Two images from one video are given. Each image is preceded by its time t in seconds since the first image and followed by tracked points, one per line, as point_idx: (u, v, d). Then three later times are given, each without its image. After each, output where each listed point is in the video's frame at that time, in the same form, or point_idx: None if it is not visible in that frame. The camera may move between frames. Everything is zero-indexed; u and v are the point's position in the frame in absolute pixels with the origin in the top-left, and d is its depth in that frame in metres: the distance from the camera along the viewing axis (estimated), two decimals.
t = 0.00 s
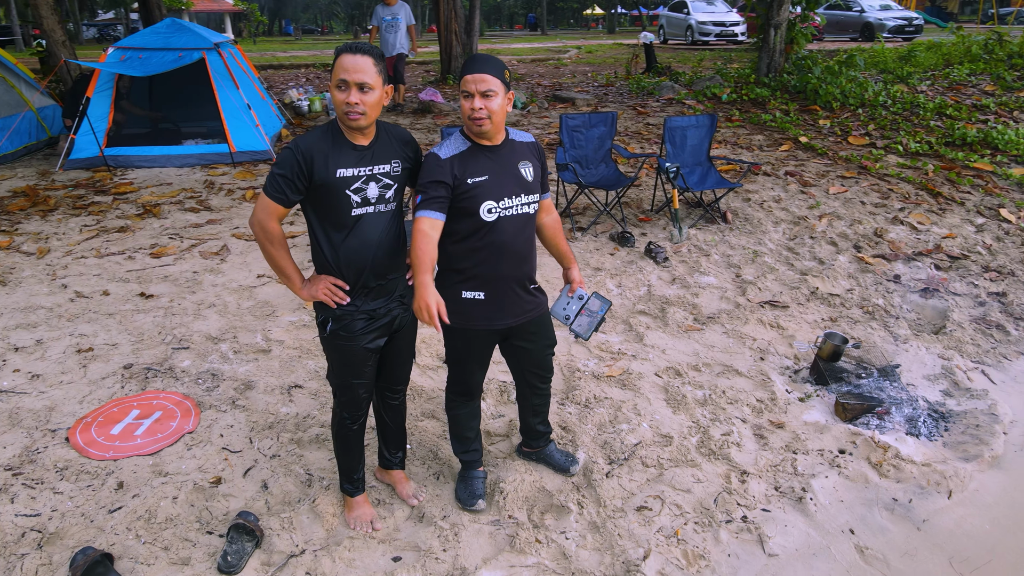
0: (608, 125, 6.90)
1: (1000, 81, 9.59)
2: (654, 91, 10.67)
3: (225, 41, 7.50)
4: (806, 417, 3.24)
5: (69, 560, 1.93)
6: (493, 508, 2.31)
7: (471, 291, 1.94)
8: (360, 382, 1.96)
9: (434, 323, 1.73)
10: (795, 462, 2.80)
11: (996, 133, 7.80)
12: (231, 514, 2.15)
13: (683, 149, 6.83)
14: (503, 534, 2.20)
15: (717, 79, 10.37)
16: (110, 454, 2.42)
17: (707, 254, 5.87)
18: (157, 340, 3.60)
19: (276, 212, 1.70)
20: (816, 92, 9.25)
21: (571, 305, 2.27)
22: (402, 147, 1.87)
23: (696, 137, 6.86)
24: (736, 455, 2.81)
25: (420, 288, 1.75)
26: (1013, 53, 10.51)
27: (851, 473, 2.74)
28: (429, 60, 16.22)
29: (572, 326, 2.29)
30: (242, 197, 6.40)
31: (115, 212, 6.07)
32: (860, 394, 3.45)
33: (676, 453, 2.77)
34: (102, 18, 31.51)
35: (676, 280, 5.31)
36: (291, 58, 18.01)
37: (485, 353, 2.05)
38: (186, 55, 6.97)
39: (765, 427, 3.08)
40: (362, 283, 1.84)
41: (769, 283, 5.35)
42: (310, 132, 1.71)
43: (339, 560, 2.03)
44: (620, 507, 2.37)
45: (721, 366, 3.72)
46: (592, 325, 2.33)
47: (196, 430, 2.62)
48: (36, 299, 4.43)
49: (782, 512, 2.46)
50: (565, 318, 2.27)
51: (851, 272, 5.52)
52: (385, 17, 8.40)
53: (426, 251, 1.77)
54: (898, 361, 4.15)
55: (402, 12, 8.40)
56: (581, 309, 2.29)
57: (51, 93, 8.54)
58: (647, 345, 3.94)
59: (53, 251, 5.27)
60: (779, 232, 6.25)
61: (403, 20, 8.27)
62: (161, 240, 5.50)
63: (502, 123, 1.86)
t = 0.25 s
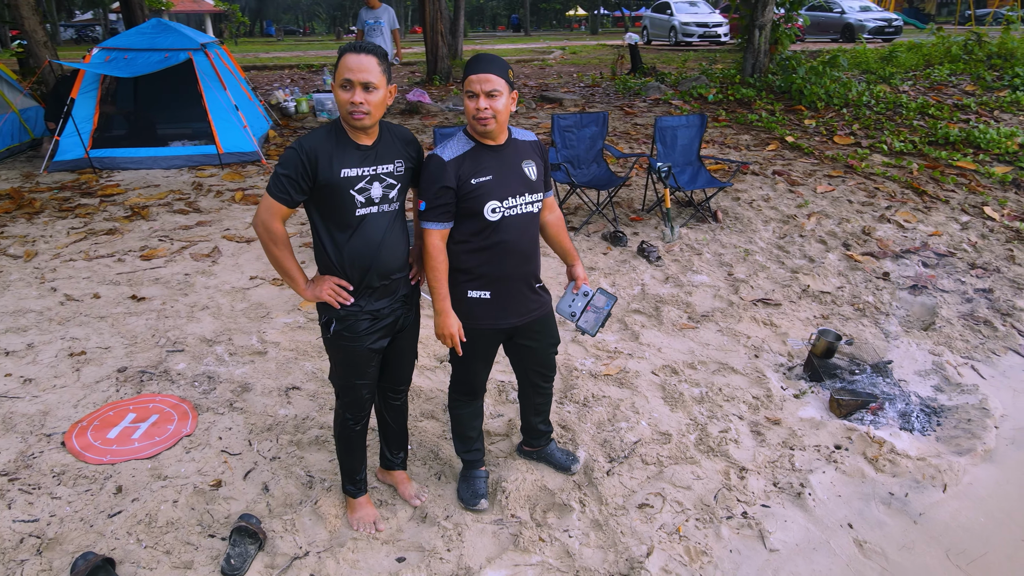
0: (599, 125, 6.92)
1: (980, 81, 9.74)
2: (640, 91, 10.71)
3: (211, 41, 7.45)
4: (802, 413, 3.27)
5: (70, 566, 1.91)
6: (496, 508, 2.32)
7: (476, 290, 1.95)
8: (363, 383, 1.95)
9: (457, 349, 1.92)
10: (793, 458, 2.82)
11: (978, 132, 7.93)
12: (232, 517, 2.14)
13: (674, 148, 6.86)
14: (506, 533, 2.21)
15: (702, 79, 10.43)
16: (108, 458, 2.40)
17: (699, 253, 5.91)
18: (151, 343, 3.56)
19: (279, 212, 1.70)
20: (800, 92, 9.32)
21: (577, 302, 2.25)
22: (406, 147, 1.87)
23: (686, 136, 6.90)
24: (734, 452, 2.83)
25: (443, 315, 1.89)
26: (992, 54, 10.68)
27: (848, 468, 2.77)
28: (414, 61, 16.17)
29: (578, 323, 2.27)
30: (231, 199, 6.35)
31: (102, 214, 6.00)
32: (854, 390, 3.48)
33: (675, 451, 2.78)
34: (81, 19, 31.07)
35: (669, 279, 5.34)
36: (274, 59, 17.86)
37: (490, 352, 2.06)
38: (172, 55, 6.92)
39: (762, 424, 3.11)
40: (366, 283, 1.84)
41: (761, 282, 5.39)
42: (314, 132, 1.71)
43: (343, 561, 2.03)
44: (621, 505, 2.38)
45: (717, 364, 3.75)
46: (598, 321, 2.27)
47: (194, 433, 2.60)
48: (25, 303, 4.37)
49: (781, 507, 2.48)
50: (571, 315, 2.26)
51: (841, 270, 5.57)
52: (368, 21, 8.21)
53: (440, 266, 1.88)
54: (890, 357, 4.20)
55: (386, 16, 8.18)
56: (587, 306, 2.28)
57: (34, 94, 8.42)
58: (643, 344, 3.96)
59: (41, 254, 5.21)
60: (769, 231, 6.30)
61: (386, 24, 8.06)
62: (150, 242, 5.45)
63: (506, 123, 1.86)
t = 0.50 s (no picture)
0: (586, 125, 6.93)
1: (953, 81, 9.92)
2: (622, 91, 10.75)
3: (191, 41, 7.36)
4: (793, 409, 3.31)
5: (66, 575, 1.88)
6: (497, 507, 2.32)
7: (477, 290, 1.95)
8: (364, 384, 1.94)
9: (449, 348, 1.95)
10: (786, 452, 2.86)
11: (954, 130, 8.08)
12: (232, 522, 2.12)
13: (660, 147, 6.88)
14: (507, 532, 2.21)
15: (683, 79, 10.51)
16: (101, 464, 2.36)
17: (686, 251, 5.95)
18: (139, 347, 3.51)
19: (281, 214, 1.70)
20: (780, 91, 9.42)
21: (575, 302, 2.27)
22: (405, 147, 1.88)
23: (672, 136, 6.93)
24: (729, 448, 2.85)
25: (438, 316, 1.92)
26: (964, 54, 10.88)
27: (841, 461, 2.81)
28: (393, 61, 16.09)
29: (576, 323, 2.28)
30: (215, 200, 6.28)
31: (83, 217, 5.90)
32: (844, 385, 3.53)
33: (672, 448, 2.80)
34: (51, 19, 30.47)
35: (658, 278, 5.37)
36: (251, 60, 17.64)
37: (491, 352, 2.05)
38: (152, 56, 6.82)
39: (756, 419, 3.14)
40: (367, 284, 1.84)
41: (749, 279, 5.44)
42: (315, 132, 1.72)
43: (346, 564, 2.02)
44: (621, 503, 2.39)
45: (708, 361, 3.78)
46: (595, 322, 2.28)
47: (188, 438, 2.57)
48: (7, 308, 4.28)
49: (778, 502, 2.51)
50: (569, 315, 2.27)
51: (826, 267, 5.65)
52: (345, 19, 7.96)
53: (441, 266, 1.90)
54: (877, 352, 4.26)
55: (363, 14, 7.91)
56: (584, 306, 2.29)
57: (9, 95, 8.25)
58: (636, 342, 3.98)
59: (22, 258, 5.11)
60: (755, 229, 6.37)
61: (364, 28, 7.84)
62: (134, 245, 5.37)
63: (505, 122, 1.87)
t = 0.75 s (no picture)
0: (574, 125, 6.89)
1: (930, 80, 10.08)
2: (605, 91, 10.78)
3: (172, 41, 7.27)
4: (786, 405, 3.34)
5: None
6: (496, 507, 2.32)
7: (477, 289, 1.95)
8: (365, 386, 1.94)
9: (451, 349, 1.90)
10: (780, 448, 2.89)
11: (932, 129, 8.21)
12: (230, 526, 2.11)
13: (647, 147, 6.88)
14: (508, 532, 2.21)
15: (665, 79, 10.56)
16: (95, 469, 2.33)
17: (675, 250, 5.98)
18: (129, 351, 3.47)
19: (281, 215, 1.70)
20: (761, 91, 9.50)
21: (575, 302, 2.28)
22: (404, 148, 1.89)
23: (659, 135, 6.95)
24: (724, 444, 2.88)
25: (439, 314, 1.87)
26: (939, 53, 11.07)
27: (834, 456, 2.84)
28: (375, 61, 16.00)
29: (576, 322, 2.30)
30: (200, 202, 6.21)
31: (65, 219, 5.80)
32: (835, 381, 3.57)
33: (667, 445, 2.82)
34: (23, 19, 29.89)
35: (648, 276, 5.40)
36: (230, 60, 17.45)
37: (492, 351, 2.05)
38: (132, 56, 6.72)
39: (749, 416, 3.17)
40: (368, 284, 1.85)
41: (737, 277, 5.49)
42: (315, 133, 1.72)
43: (347, 566, 2.01)
44: (619, 501, 2.41)
45: (701, 359, 3.81)
46: (595, 321, 2.30)
47: (183, 442, 2.54)
48: None
49: (773, 497, 2.54)
50: (569, 315, 2.28)
51: (813, 264, 5.71)
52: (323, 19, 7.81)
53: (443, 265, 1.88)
54: (864, 348, 4.32)
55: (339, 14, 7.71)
56: (584, 305, 2.31)
57: None
58: (628, 340, 4.00)
59: (4, 262, 5.02)
60: (741, 227, 6.42)
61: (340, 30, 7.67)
62: (119, 248, 5.30)
63: (504, 121, 1.87)
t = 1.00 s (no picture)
0: (560, 124, 6.86)
1: (904, 80, 10.26)
2: (586, 91, 10.80)
3: (151, 41, 7.16)
4: (777, 401, 3.38)
5: None
6: (496, 506, 2.32)
7: (480, 288, 1.96)
8: (366, 387, 1.94)
9: (462, 347, 1.95)
10: (774, 444, 2.92)
11: (909, 128, 8.36)
12: (229, 531, 2.09)
13: (633, 146, 6.92)
14: (509, 531, 2.22)
15: (645, 79, 10.62)
16: (88, 476, 2.30)
17: (662, 248, 6.02)
18: (117, 355, 3.42)
19: (283, 215, 1.72)
20: (740, 91, 9.60)
21: (575, 301, 2.29)
22: (404, 148, 1.92)
23: (645, 134, 6.98)
24: (718, 441, 2.90)
25: (450, 313, 1.92)
26: (913, 53, 11.26)
27: (826, 450, 2.88)
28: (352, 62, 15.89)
29: (576, 322, 2.30)
30: (183, 204, 6.13)
31: (45, 223, 5.70)
32: (824, 376, 3.62)
33: (663, 442, 2.84)
34: None
35: (636, 275, 5.43)
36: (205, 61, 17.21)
37: (494, 350, 2.06)
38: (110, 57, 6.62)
39: (742, 412, 3.20)
40: (370, 285, 1.86)
41: (725, 275, 5.54)
42: (317, 133, 1.75)
43: (349, 569, 2.01)
44: (618, 498, 2.42)
45: (692, 356, 3.84)
46: (595, 320, 2.32)
47: (177, 446, 2.52)
48: None
49: (769, 492, 2.57)
50: (569, 314, 2.28)
51: (798, 262, 5.78)
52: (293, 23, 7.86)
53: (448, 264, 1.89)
54: (851, 343, 4.38)
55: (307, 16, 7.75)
56: (583, 305, 2.31)
57: None
58: (620, 339, 4.02)
59: None
60: (727, 225, 6.48)
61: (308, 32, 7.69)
62: (102, 251, 5.22)
63: (506, 120, 1.88)
